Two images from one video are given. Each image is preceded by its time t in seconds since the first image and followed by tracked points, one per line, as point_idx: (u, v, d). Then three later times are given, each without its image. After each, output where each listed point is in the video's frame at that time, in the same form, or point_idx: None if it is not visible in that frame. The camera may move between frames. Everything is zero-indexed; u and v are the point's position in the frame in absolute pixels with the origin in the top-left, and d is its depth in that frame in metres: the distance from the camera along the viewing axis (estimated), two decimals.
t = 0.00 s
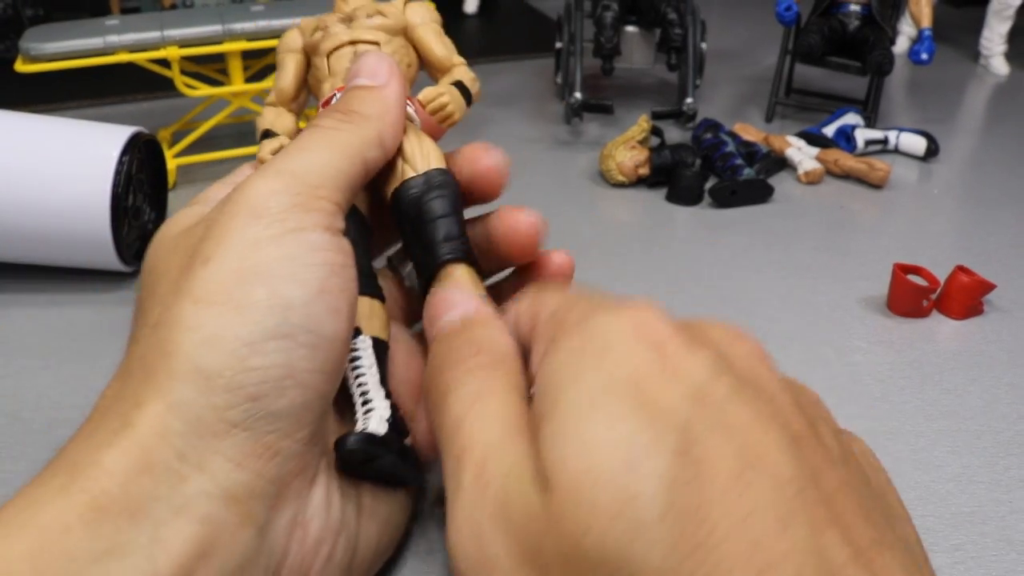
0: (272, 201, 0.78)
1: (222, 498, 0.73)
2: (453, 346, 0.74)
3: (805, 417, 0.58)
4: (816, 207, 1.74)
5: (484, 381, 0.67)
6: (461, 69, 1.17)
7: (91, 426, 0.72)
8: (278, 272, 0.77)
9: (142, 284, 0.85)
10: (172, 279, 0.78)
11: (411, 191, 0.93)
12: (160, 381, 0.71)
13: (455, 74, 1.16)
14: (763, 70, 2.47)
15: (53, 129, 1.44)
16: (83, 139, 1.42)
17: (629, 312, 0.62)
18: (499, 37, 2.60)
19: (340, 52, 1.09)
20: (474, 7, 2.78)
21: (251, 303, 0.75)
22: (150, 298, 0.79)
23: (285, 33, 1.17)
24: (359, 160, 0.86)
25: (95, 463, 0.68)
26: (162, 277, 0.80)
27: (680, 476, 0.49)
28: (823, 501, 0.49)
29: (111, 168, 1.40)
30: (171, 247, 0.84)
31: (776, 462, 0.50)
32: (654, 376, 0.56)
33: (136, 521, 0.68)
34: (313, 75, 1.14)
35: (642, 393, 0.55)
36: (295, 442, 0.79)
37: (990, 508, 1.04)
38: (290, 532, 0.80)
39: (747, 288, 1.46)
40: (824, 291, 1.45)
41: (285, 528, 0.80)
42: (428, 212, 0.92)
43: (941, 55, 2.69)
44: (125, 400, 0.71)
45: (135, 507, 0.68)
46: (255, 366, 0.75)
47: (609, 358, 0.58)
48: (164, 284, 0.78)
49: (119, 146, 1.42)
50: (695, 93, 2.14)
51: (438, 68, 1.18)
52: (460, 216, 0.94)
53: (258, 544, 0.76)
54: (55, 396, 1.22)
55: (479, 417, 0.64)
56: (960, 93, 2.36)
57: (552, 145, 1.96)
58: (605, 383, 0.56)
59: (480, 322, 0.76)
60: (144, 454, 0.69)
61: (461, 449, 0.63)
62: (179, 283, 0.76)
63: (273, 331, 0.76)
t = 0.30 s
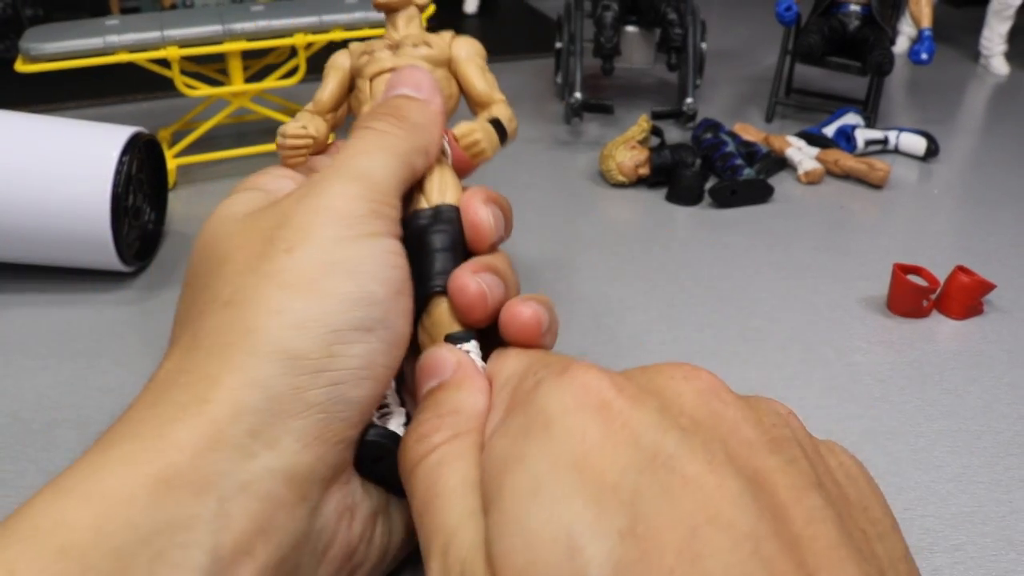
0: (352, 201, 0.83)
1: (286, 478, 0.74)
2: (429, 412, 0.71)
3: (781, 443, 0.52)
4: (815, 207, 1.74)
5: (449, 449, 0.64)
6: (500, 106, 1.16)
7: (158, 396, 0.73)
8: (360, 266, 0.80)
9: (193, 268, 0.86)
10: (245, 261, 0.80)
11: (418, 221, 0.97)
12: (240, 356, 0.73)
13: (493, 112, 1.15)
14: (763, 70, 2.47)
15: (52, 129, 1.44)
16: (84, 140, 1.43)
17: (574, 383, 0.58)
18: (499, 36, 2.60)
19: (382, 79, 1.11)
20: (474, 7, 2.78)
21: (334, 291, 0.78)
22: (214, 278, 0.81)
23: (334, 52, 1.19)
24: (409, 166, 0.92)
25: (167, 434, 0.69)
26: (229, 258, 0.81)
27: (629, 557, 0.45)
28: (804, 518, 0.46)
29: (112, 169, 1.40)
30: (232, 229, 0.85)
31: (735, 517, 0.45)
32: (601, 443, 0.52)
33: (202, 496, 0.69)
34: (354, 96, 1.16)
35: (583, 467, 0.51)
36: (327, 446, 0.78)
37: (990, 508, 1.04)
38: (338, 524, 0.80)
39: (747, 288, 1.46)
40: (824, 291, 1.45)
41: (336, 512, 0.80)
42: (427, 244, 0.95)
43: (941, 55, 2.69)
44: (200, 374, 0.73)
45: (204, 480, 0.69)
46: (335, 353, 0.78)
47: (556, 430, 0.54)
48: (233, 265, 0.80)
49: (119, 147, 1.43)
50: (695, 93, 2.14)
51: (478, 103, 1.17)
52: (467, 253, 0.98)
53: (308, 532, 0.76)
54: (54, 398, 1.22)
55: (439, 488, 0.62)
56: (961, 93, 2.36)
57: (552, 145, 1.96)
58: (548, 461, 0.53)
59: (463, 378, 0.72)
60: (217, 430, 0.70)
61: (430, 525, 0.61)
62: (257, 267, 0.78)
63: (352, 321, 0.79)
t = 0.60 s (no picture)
0: (425, 211, 0.78)
1: (337, 475, 0.69)
2: (446, 452, 0.68)
3: (824, 479, 0.52)
4: (817, 207, 1.73)
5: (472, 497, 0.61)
6: (550, 142, 1.17)
7: (217, 377, 0.67)
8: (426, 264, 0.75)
9: (248, 247, 0.80)
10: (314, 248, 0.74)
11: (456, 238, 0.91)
12: (311, 347, 0.68)
13: (545, 145, 1.15)
14: (764, 69, 2.46)
15: (49, 129, 1.43)
16: (80, 139, 1.42)
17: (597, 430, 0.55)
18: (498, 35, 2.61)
19: (441, 91, 1.11)
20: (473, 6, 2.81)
21: (406, 286, 0.73)
22: (278, 261, 0.75)
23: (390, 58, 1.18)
24: (471, 180, 0.87)
25: (228, 420, 0.64)
26: (295, 241, 0.75)
27: None
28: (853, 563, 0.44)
29: (109, 168, 1.39)
30: (296, 215, 0.80)
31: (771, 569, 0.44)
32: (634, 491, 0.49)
33: (256, 486, 0.63)
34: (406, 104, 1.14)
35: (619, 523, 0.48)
36: (379, 448, 0.72)
37: (993, 509, 1.02)
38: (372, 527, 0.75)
39: (749, 288, 1.44)
40: (826, 292, 1.44)
41: (375, 511, 0.75)
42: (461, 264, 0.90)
43: (944, 54, 2.68)
44: (267, 360, 0.67)
45: (258, 470, 0.64)
46: (403, 360, 0.72)
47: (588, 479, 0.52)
48: (301, 248, 0.75)
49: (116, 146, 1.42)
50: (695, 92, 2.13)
51: (529, 135, 1.18)
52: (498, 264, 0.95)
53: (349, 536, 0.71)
54: (50, 399, 1.22)
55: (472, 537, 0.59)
56: (963, 92, 2.35)
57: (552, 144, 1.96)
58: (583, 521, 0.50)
59: (484, 413, 0.68)
60: (277, 419, 0.65)
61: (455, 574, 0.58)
62: (329, 257, 0.73)
63: (422, 330, 0.74)
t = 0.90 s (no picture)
0: (452, 219, 0.73)
1: (351, 486, 0.66)
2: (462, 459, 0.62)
3: (871, 514, 0.42)
4: (818, 207, 1.73)
5: (492, 507, 0.54)
6: (582, 145, 1.12)
7: (233, 382, 0.65)
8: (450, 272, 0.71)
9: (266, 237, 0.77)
10: (334, 248, 0.71)
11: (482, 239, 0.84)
12: (330, 357, 0.65)
13: (575, 147, 1.12)
14: (765, 69, 2.46)
15: (48, 129, 1.42)
16: (79, 138, 1.41)
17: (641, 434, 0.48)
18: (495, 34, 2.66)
19: (469, 91, 1.10)
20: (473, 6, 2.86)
21: (430, 295, 0.70)
22: (297, 259, 0.72)
23: (423, 58, 1.18)
24: (502, 183, 0.82)
25: (243, 430, 0.62)
26: (313, 239, 0.72)
27: None
28: None
29: (108, 168, 1.39)
30: (316, 210, 0.76)
31: None
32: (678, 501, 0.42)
33: (273, 495, 0.62)
34: (435, 104, 1.14)
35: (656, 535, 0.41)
36: (395, 459, 0.69)
37: (994, 510, 1.02)
38: (388, 535, 0.73)
39: (749, 288, 1.44)
40: (826, 292, 1.43)
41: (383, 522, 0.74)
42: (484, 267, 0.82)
43: (945, 53, 2.67)
44: (286, 367, 0.65)
45: (274, 481, 0.62)
46: (425, 374, 0.69)
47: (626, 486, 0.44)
48: (321, 246, 0.72)
49: (115, 146, 1.41)
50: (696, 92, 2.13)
51: (560, 137, 1.14)
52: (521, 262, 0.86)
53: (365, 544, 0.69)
54: (48, 399, 1.21)
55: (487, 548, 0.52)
56: (964, 92, 2.34)
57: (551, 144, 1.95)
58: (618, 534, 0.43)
59: (507, 422, 0.62)
60: (293, 428, 0.63)
61: None
62: (349, 261, 0.70)
63: (447, 340, 0.71)
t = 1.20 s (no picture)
0: (472, 225, 0.67)
1: (371, 497, 0.59)
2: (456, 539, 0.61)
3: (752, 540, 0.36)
4: (818, 206, 1.72)
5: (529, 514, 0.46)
6: (599, 153, 1.08)
7: (245, 388, 0.58)
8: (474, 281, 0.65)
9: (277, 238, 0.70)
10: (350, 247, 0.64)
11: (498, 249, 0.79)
12: (346, 363, 0.59)
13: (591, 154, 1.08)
14: (765, 68, 2.45)
15: (47, 129, 1.42)
16: (78, 138, 1.41)
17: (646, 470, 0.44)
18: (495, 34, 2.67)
19: (485, 98, 1.07)
20: (473, 7, 2.87)
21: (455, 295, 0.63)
22: (310, 260, 0.65)
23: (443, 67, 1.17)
24: (520, 190, 0.75)
25: (259, 438, 0.55)
26: (329, 240, 0.66)
27: None
28: None
29: (108, 168, 1.39)
30: (330, 214, 0.69)
31: None
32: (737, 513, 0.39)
33: (289, 506, 0.54)
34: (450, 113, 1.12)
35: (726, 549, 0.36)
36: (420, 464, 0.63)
37: (995, 510, 1.02)
38: (406, 548, 0.65)
39: (749, 288, 1.44)
40: (826, 292, 1.43)
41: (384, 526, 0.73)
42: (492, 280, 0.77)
43: (945, 53, 2.67)
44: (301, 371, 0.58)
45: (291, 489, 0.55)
46: (445, 383, 0.62)
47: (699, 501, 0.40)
48: (337, 246, 0.65)
49: (114, 146, 1.41)
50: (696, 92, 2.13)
51: (576, 145, 1.11)
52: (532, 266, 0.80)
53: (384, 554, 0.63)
54: (48, 399, 1.21)
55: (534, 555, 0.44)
56: (965, 91, 2.34)
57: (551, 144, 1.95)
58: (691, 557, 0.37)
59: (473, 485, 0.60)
60: (309, 437, 0.56)
61: None
62: (367, 265, 0.63)
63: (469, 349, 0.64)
